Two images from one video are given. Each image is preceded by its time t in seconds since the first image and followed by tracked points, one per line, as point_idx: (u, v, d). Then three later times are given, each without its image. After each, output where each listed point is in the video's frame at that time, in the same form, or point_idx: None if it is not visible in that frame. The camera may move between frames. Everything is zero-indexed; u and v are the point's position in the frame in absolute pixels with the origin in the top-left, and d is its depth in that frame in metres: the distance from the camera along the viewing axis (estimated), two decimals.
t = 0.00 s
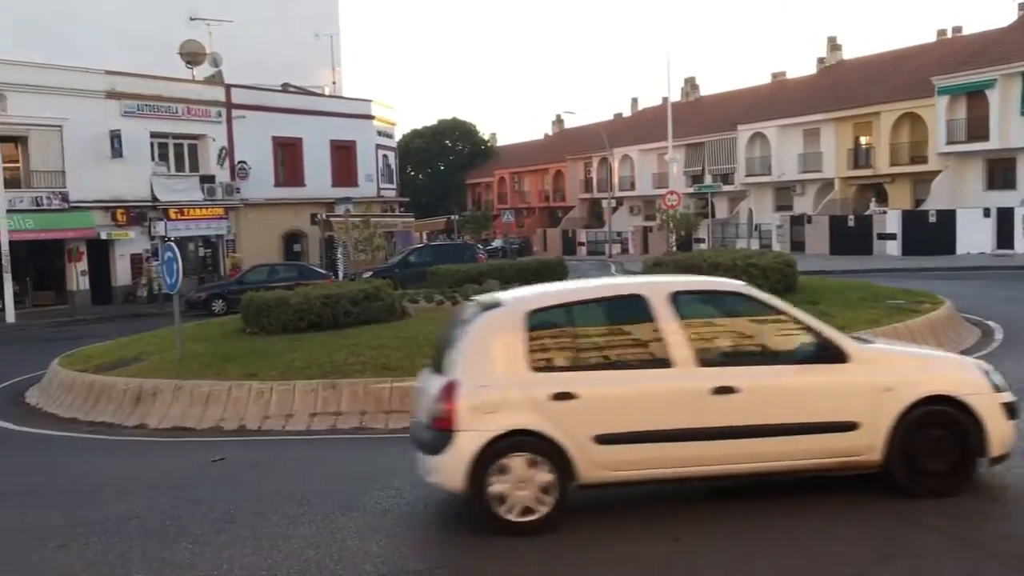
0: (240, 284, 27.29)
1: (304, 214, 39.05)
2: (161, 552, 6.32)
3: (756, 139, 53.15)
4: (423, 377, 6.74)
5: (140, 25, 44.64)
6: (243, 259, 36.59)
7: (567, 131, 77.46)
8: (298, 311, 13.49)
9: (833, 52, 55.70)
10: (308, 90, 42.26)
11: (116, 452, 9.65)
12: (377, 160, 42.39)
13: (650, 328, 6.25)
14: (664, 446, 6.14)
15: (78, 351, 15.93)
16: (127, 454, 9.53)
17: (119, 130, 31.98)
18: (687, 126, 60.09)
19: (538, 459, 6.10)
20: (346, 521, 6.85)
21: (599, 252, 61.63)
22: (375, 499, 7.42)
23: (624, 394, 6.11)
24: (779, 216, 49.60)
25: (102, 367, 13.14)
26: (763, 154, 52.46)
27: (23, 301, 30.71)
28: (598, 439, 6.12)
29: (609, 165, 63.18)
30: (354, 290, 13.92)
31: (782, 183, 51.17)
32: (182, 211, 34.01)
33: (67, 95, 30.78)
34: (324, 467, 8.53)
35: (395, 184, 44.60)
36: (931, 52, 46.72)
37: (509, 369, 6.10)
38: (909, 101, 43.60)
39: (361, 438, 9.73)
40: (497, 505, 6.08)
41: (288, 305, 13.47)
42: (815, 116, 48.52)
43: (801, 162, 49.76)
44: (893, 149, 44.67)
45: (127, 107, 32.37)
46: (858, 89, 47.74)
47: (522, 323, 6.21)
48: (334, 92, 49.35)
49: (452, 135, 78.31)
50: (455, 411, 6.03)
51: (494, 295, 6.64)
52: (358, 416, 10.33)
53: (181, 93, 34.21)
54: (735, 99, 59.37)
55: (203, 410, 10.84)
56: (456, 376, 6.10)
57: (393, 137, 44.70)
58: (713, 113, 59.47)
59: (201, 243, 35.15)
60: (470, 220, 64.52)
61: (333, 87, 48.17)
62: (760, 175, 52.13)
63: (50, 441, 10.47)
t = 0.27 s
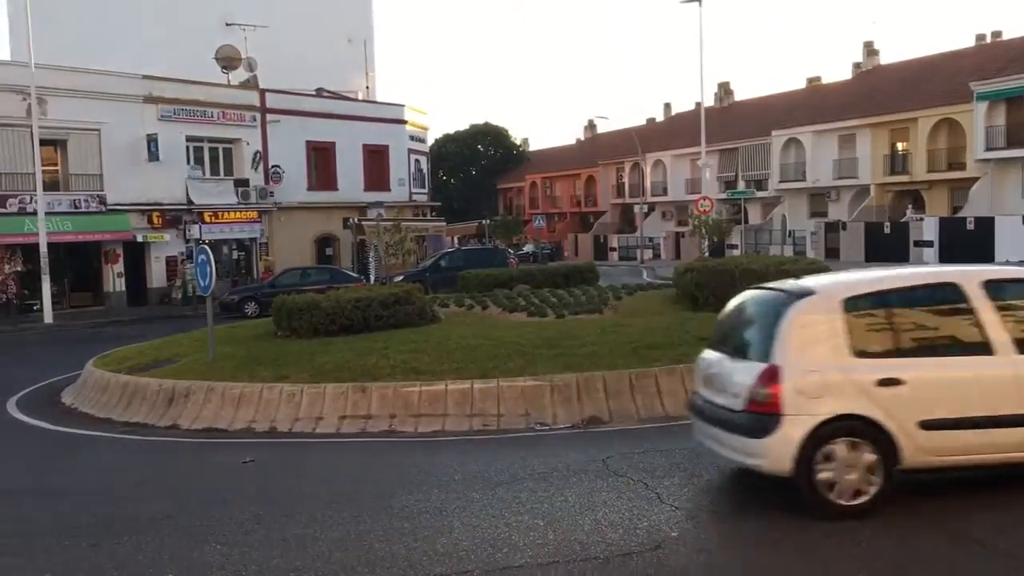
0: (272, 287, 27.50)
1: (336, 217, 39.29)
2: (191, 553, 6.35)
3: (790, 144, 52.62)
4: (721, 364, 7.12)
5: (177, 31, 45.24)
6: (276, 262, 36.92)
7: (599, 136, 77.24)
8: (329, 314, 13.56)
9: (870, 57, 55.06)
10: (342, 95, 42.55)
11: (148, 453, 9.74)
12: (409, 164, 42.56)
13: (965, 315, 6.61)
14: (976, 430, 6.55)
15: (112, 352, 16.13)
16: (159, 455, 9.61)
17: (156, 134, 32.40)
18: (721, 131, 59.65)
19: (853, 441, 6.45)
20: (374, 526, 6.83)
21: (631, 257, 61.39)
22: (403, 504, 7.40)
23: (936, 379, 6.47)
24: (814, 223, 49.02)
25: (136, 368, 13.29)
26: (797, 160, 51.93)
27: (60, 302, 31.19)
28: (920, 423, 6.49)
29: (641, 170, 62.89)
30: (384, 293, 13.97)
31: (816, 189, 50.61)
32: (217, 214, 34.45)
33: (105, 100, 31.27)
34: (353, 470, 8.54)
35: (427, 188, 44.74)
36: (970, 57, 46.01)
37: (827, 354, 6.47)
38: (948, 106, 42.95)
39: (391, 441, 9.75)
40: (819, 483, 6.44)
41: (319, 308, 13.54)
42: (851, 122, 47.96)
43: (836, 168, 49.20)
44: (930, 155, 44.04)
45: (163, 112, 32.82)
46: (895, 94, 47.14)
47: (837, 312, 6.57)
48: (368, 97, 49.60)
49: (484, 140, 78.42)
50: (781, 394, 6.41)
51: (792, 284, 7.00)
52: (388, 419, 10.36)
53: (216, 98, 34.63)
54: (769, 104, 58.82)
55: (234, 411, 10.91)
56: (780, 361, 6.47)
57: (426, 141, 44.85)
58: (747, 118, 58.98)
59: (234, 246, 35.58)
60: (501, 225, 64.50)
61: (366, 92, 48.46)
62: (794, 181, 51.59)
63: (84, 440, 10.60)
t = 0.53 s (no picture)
0: (291, 292, 27.61)
1: (356, 222, 39.42)
2: (209, 556, 6.37)
3: (811, 149, 52.26)
4: (997, 355, 7.21)
5: (199, 37, 45.64)
6: (296, 266, 37.12)
7: (618, 141, 77.11)
8: (347, 318, 13.58)
9: (892, 61, 54.70)
10: (361, 100, 42.73)
11: (167, 455, 9.78)
12: (428, 169, 42.66)
13: None
14: None
15: (133, 355, 16.26)
16: (178, 458, 9.66)
17: (177, 139, 32.66)
18: (741, 135, 59.36)
19: None
20: (391, 530, 6.82)
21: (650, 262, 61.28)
22: (420, 508, 7.38)
23: None
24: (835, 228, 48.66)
25: (156, 371, 13.37)
26: (818, 164, 51.61)
27: (82, 305, 31.48)
28: None
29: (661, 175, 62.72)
30: (402, 297, 13.99)
31: (838, 194, 50.25)
32: (237, 218, 34.69)
33: (128, 105, 31.58)
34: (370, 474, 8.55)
35: (446, 193, 44.82)
36: (994, 60, 45.56)
37: None
38: (971, 111, 42.58)
39: (408, 445, 9.75)
40: None
41: (338, 312, 13.58)
42: (873, 126, 47.61)
43: (857, 173, 48.86)
44: (953, 160, 43.66)
45: (185, 117, 33.08)
46: (917, 98, 46.78)
47: None
48: (387, 102, 49.72)
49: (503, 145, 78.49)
50: None
51: None
52: (405, 423, 10.35)
53: (237, 103, 34.88)
54: (790, 109, 58.50)
55: (253, 415, 10.95)
56: None
57: (445, 146, 44.93)
58: (767, 122, 58.68)
59: (254, 250, 35.82)
60: (520, 229, 64.51)
61: (386, 97, 48.61)
62: (815, 186, 51.26)
63: (105, 442, 10.68)
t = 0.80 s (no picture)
0: (308, 296, 27.73)
1: (372, 227, 39.53)
2: (226, 560, 6.39)
3: (829, 154, 51.95)
4: None
5: (218, 43, 45.95)
6: (313, 271, 37.27)
7: (635, 146, 77.01)
8: (364, 323, 13.62)
9: (911, 65, 54.38)
10: (378, 106, 42.86)
11: (184, 460, 9.83)
12: (445, 174, 42.74)
13: None
14: None
15: (151, 360, 16.36)
16: (196, 462, 9.71)
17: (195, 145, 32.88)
18: (758, 140, 59.12)
19: None
20: (407, 536, 6.81)
21: (666, 267, 61.76)
22: (436, 514, 7.38)
23: None
24: (854, 233, 48.33)
25: (174, 376, 13.46)
26: (836, 169, 51.33)
27: (102, 310, 31.73)
28: None
29: (678, 180, 62.57)
30: (418, 302, 14.02)
31: (856, 199, 49.92)
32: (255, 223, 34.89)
33: (147, 111, 31.83)
34: (386, 479, 8.55)
35: (462, 198, 44.89)
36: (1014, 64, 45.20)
37: None
38: (991, 115, 42.26)
39: (424, 451, 9.76)
40: None
41: (355, 317, 13.62)
42: (891, 131, 47.30)
43: (876, 177, 48.55)
44: (973, 164, 43.36)
45: (203, 123, 33.29)
46: (937, 103, 46.46)
47: None
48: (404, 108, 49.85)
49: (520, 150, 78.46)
50: None
51: None
52: (421, 428, 10.37)
53: (255, 109, 35.09)
54: (808, 113, 58.21)
55: (270, 420, 10.99)
56: None
57: (461, 151, 45.01)
58: (785, 127, 58.42)
59: (271, 255, 36.02)
60: (536, 235, 64.48)
61: (402, 103, 48.72)
62: (834, 191, 50.96)
63: (124, 447, 10.75)
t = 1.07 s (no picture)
0: (327, 303, 27.82)
1: (390, 234, 39.65)
2: (246, 566, 6.41)
3: (849, 159, 51.62)
4: None
5: (237, 52, 46.28)
6: (331, 278, 37.41)
7: (653, 152, 76.87)
8: (382, 331, 13.64)
9: (931, 70, 54.04)
10: (396, 113, 43.01)
11: (205, 466, 9.89)
12: (462, 181, 42.82)
13: None
14: None
15: (172, 367, 16.48)
16: (216, 468, 9.76)
17: (216, 153, 33.15)
18: (776, 145, 58.83)
19: None
20: (425, 542, 6.82)
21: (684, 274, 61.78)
22: (455, 521, 7.38)
23: None
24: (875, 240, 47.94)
25: (195, 382, 13.55)
26: (856, 175, 51.02)
27: (123, 317, 31.97)
28: None
29: (696, 186, 62.39)
30: (436, 310, 14.04)
31: (876, 205, 49.54)
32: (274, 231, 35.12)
33: (168, 120, 32.08)
34: (405, 486, 8.57)
35: (480, 205, 44.95)
36: None
37: None
38: (1013, 120, 41.90)
39: (442, 457, 9.77)
40: None
41: (373, 324, 13.65)
42: (912, 137, 46.95)
43: (896, 183, 48.21)
44: (994, 170, 43.01)
45: (223, 131, 33.58)
46: (957, 108, 46.11)
47: None
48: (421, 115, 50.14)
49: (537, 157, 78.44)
50: None
51: None
52: (439, 436, 10.38)
53: (274, 117, 35.31)
54: (827, 119, 57.91)
55: (290, 426, 11.03)
56: None
57: (479, 158, 45.07)
58: (803, 133, 58.14)
59: (290, 262, 36.23)
60: (554, 241, 64.40)
61: (420, 110, 49.03)
62: (853, 197, 50.63)
63: (145, 453, 10.82)
